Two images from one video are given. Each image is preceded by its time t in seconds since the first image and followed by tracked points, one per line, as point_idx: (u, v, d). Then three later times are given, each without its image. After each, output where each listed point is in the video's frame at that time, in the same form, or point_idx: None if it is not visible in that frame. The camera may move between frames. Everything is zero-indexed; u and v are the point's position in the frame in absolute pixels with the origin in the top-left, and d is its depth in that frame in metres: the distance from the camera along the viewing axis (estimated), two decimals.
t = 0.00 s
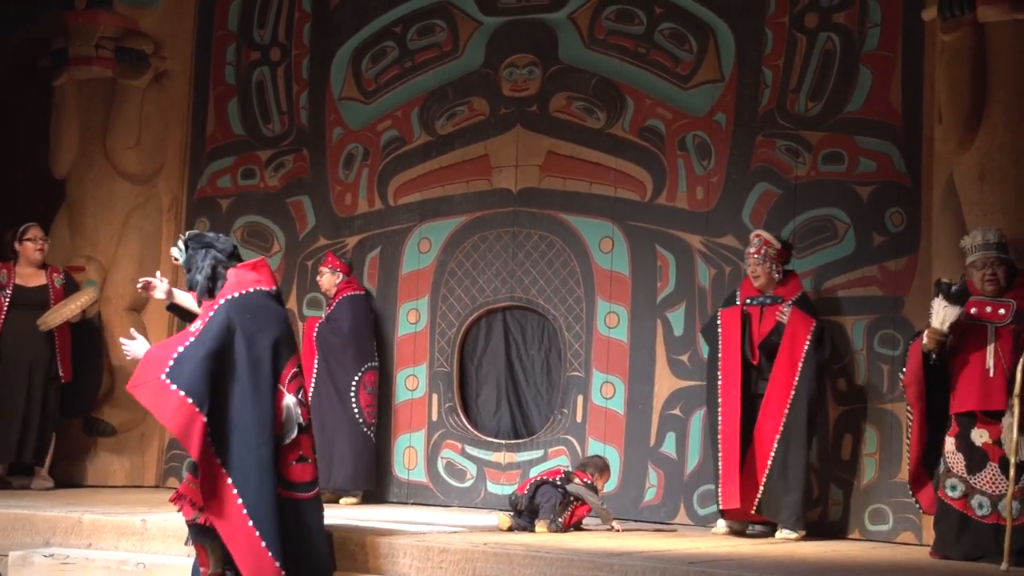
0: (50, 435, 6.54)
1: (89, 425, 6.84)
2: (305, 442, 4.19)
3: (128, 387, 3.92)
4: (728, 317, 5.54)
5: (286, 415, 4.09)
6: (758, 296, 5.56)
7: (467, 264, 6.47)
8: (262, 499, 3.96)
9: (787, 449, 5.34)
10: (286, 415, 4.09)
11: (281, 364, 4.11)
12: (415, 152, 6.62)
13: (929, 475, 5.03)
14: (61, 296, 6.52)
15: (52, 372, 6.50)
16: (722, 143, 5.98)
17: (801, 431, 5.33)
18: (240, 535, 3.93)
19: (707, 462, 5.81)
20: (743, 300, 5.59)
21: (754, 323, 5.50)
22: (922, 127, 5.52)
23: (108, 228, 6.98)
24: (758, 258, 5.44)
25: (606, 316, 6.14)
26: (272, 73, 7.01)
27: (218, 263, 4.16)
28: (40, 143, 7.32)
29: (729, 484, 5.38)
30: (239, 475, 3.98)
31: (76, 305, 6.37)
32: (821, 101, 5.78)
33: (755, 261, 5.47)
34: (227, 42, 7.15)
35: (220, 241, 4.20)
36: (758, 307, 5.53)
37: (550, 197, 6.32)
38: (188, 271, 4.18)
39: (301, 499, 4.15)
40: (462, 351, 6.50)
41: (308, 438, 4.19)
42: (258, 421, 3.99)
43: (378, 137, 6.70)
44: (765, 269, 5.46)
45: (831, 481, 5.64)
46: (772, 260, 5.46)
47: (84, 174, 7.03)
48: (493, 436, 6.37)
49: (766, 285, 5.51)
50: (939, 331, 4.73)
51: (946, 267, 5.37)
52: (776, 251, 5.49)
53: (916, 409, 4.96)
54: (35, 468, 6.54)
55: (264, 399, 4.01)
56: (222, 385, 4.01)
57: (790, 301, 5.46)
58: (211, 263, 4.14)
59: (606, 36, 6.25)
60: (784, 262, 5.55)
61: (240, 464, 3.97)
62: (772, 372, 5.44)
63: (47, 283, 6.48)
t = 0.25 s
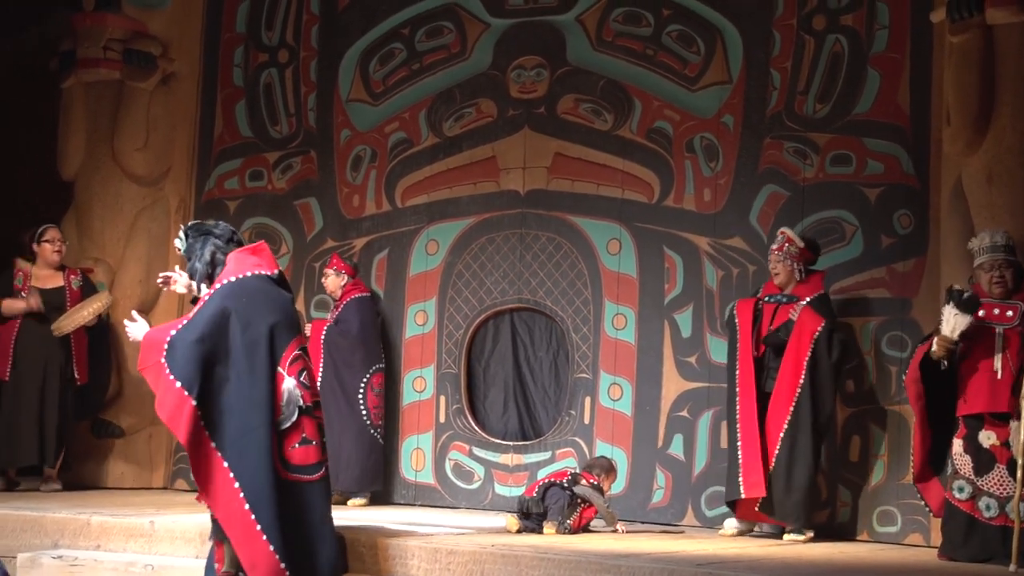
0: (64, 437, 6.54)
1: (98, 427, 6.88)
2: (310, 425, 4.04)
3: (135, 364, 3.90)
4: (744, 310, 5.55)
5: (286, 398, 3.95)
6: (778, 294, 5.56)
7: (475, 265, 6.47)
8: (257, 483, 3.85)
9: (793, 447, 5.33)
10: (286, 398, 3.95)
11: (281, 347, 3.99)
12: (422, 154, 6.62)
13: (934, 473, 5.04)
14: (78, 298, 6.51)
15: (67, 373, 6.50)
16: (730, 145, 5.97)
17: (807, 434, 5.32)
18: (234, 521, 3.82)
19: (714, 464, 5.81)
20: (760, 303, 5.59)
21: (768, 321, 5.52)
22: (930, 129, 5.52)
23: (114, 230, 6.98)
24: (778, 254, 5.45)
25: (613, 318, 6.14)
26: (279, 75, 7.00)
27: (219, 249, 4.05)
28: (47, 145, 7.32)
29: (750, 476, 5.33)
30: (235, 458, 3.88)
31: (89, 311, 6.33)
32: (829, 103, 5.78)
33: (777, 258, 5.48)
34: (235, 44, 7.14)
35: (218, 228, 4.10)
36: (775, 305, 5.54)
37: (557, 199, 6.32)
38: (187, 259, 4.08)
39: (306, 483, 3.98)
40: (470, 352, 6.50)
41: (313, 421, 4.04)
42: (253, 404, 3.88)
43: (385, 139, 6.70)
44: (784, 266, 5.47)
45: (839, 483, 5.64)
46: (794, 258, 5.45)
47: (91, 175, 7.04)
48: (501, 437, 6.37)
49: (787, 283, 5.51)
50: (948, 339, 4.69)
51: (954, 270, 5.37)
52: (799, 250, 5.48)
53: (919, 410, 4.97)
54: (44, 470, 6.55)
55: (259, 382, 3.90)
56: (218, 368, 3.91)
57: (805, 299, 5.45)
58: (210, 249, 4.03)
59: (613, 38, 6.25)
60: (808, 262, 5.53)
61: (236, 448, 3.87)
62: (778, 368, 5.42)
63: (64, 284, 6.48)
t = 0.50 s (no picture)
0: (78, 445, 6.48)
1: (104, 434, 6.89)
2: (314, 441, 3.87)
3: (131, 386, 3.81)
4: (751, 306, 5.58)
5: (287, 414, 3.81)
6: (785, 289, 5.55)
7: (478, 264, 6.47)
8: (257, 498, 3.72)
9: (790, 441, 5.29)
10: (289, 413, 3.81)
11: (281, 362, 3.84)
12: (422, 154, 6.61)
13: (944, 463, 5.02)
14: (89, 306, 6.52)
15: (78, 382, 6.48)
16: (731, 137, 5.97)
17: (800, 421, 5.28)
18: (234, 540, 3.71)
19: (722, 456, 5.82)
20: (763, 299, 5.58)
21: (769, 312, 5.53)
22: (930, 117, 5.52)
23: (117, 237, 6.99)
24: (784, 249, 5.45)
25: (618, 313, 6.14)
26: (277, 78, 6.99)
27: (219, 270, 3.92)
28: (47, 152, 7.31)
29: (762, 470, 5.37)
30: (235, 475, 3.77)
31: (99, 319, 6.34)
32: (829, 93, 5.78)
33: (783, 253, 5.47)
34: (232, 48, 7.13)
35: (214, 248, 3.96)
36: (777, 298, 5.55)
37: (558, 195, 6.32)
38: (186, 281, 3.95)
39: (309, 500, 3.83)
40: (475, 350, 6.50)
41: (315, 436, 3.86)
42: (254, 421, 3.77)
43: (385, 139, 6.70)
44: (789, 261, 5.46)
45: (847, 472, 5.66)
46: (799, 254, 5.44)
47: (92, 183, 7.03)
48: (508, 434, 6.38)
49: (792, 276, 5.51)
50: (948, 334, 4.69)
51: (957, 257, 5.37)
52: (806, 245, 5.46)
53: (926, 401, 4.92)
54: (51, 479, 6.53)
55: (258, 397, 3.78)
56: (217, 386, 3.80)
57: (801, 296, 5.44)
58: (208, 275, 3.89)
59: (611, 33, 6.24)
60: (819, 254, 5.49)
61: (236, 465, 3.76)
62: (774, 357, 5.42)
63: (75, 293, 6.49)
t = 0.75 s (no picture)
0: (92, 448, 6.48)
1: (110, 436, 6.90)
2: (308, 449, 3.92)
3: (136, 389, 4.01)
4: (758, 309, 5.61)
5: (280, 423, 3.87)
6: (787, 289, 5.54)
7: (482, 264, 6.47)
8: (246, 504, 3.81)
9: (785, 439, 5.29)
10: (280, 422, 3.87)
11: (276, 369, 3.90)
12: (425, 154, 6.61)
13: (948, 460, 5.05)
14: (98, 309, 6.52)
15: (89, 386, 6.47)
16: (734, 135, 5.97)
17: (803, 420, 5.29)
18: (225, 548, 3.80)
19: (728, 454, 5.82)
20: (763, 300, 5.61)
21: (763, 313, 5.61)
22: (933, 114, 5.52)
23: (121, 241, 6.95)
24: (783, 246, 5.47)
25: (622, 312, 6.14)
26: (280, 80, 7.00)
27: (219, 283, 4.01)
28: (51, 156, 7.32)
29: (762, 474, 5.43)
30: (228, 481, 3.87)
31: (106, 321, 6.33)
32: (832, 91, 5.78)
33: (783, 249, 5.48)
34: (235, 50, 7.14)
35: (215, 261, 4.07)
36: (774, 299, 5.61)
37: (562, 194, 6.32)
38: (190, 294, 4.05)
39: (302, 508, 3.87)
40: (480, 350, 6.50)
41: (308, 445, 3.91)
42: (246, 427, 3.85)
43: (388, 140, 6.70)
44: (788, 258, 5.46)
45: (852, 470, 5.67)
46: (798, 250, 5.44)
47: (96, 186, 6.99)
48: (514, 435, 6.38)
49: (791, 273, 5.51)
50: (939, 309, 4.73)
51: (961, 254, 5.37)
52: (807, 242, 5.46)
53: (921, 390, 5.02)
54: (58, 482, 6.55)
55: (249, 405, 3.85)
56: (210, 394, 3.92)
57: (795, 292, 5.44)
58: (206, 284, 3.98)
59: (613, 32, 6.24)
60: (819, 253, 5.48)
61: (227, 472, 3.86)
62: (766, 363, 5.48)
63: (84, 296, 6.49)
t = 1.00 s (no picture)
0: (99, 448, 6.46)
1: (113, 435, 6.89)
2: (299, 427, 4.02)
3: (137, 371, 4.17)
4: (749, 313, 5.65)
5: (268, 403, 3.99)
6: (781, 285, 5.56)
7: (484, 263, 6.47)
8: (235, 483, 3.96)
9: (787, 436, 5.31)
10: (269, 402, 3.99)
11: (266, 350, 4.02)
12: (427, 153, 6.61)
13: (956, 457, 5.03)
14: (101, 307, 6.51)
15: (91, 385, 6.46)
16: (736, 134, 5.97)
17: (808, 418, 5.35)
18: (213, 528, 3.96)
19: (730, 453, 5.82)
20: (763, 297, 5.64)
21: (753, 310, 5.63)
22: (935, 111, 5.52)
23: (123, 240, 6.95)
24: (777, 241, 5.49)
25: (624, 311, 6.14)
26: (282, 79, 7.00)
27: (215, 271, 4.14)
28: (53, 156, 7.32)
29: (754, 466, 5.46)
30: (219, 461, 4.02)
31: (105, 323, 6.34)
32: (834, 89, 5.77)
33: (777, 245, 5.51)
34: (237, 50, 7.14)
35: (209, 251, 4.19)
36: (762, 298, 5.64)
37: (564, 193, 6.31)
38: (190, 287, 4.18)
39: (290, 485, 4.00)
40: (482, 349, 6.50)
41: (296, 423, 4.01)
42: (237, 406, 4.01)
43: (391, 139, 6.69)
44: (782, 253, 5.49)
45: (856, 468, 5.65)
46: (791, 244, 5.47)
47: (98, 185, 7.00)
48: (516, 433, 6.38)
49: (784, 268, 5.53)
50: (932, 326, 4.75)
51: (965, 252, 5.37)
52: (799, 237, 5.49)
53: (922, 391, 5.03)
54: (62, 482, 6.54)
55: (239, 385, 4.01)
56: (201, 375, 4.06)
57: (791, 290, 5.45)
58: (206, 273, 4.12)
59: (616, 31, 6.24)
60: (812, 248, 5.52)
61: (216, 451, 4.02)
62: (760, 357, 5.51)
63: (87, 295, 6.48)
